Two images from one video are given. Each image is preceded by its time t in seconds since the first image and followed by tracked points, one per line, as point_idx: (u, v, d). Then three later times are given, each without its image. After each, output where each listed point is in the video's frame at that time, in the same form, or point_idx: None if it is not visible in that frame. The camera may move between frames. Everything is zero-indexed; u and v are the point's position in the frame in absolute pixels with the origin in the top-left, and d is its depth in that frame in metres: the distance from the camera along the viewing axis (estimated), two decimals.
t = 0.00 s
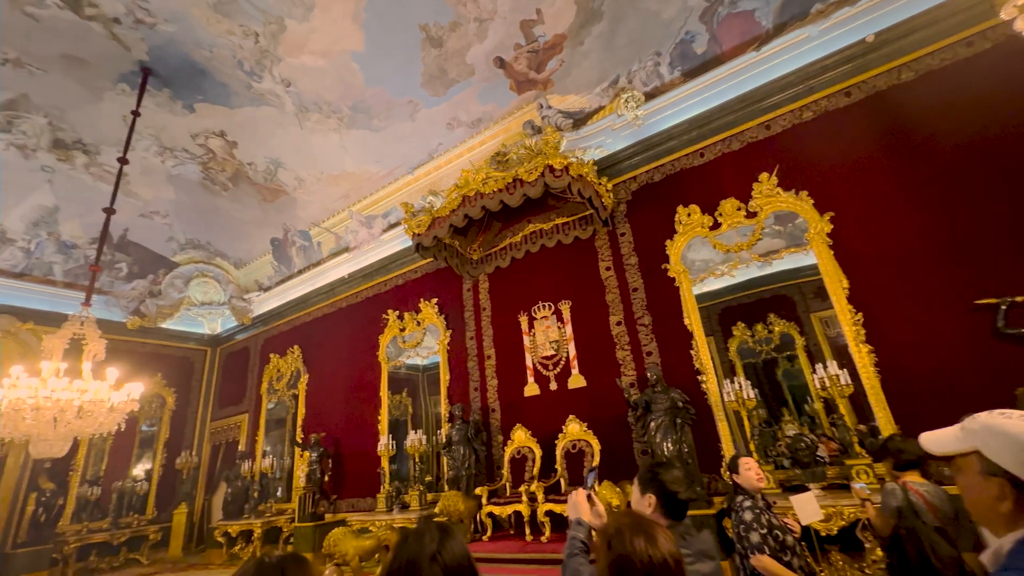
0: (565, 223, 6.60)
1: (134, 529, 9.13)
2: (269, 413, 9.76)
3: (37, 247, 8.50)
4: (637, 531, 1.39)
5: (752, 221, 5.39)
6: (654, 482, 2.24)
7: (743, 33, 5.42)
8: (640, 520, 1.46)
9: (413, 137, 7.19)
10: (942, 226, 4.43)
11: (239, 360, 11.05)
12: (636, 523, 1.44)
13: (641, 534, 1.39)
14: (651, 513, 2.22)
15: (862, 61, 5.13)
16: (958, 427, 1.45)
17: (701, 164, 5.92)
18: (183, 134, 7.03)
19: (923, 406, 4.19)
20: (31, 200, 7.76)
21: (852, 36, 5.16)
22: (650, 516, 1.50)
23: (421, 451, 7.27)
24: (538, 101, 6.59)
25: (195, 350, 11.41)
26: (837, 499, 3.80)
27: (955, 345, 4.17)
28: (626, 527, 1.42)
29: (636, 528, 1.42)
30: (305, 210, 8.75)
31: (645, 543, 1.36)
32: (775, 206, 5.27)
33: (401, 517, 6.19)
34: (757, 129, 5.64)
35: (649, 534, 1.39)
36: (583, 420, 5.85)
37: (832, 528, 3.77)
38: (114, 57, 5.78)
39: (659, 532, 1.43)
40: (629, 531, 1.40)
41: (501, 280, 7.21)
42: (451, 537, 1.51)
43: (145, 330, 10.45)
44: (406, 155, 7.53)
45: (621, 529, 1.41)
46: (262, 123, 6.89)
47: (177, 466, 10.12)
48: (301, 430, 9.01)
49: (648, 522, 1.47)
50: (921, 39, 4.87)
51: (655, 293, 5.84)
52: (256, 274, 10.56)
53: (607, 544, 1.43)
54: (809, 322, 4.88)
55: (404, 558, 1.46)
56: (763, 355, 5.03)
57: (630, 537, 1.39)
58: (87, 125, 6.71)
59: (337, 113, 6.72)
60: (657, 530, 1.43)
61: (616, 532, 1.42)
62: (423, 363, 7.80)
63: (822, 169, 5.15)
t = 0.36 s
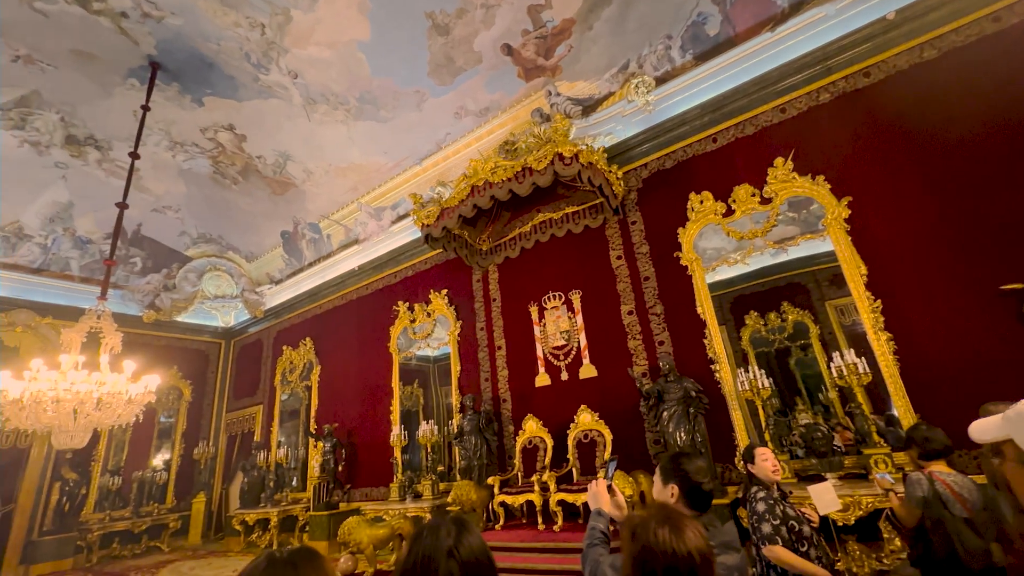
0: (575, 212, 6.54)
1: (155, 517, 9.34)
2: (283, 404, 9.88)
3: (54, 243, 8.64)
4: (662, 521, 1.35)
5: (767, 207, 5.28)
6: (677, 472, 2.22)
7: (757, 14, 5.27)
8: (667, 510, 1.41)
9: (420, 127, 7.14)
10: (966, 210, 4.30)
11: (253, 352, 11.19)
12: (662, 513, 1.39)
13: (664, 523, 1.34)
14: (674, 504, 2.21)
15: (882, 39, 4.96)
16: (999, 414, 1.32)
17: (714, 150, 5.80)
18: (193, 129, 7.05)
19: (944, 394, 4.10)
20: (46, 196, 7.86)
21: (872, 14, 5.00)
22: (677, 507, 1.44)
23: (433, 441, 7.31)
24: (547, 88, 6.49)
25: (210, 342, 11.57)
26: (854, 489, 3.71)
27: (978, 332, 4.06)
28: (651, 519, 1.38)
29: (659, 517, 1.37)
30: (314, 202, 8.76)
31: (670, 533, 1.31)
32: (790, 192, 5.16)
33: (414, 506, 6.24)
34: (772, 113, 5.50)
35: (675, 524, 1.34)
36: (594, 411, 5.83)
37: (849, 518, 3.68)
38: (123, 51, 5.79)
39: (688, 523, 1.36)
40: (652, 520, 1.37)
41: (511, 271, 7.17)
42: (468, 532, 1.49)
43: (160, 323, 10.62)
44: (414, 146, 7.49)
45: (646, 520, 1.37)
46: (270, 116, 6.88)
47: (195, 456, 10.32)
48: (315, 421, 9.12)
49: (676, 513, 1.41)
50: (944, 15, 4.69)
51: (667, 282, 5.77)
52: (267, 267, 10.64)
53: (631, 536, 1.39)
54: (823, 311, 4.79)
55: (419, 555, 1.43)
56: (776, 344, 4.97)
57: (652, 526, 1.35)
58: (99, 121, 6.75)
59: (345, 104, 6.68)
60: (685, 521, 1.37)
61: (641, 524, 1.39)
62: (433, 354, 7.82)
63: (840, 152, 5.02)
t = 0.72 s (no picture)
0: (582, 201, 6.49)
1: (169, 507, 9.51)
2: (292, 396, 9.98)
3: (64, 237, 8.73)
4: (687, 516, 1.26)
5: (777, 194, 5.20)
6: (693, 465, 2.16)
7: None
8: (692, 505, 1.32)
9: (425, 117, 7.08)
10: (983, 195, 4.20)
11: (262, 344, 11.29)
12: (687, 508, 1.30)
13: (687, 519, 1.26)
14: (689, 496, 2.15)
15: (898, 20, 4.82)
16: None
17: (723, 137, 5.71)
18: (198, 122, 7.04)
19: (958, 383, 4.03)
20: (56, 191, 7.91)
21: None
22: (703, 501, 1.35)
23: (441, 431, 7.36)
24: (552, 76, 6.41)
25: (220, 335, 11.68)
26: (865, 478, 3.69)
27: (995, 320, 3.98)
28: (675, 513, 1.30)
29: (682, 511, 1.29)
30: (320, 195, 8.76)
31: (693, 530, 1.22)
32: (801, 179, 5.07)
33: (424, 496, 6.29)
34: (783, 98, 5.39)
35: (699, 520, 1.25)
36: (602, 401, 5.83)
37: (861, 507, 3.67)
38: (127, 44, 5.76)
39: (713, 519, 1.27)
40: (675, 515, 1.28)
41: (518, 262, 7.15)
42: (483, 528, 1.36)
43: (171, 317, 10.73)
44: (419, 136, 7.44)
45: (669, 515, 1.29)
46: (275, 108, 6.85)
47: (207, 447, 10.47)
48: (324, 412, 9.22)
49: (700, 508, 1.32)
50: None
51: (675, 271, 5.72)
52: (274, 260, 10.68)
53: (653, 532, 1.32)
54: (833, 299, 4.75)
55: (432, 554, 1.28)
56: (785, 334, 4.94)
57: (674, 521, 1.28)
58: (104, 115, 6.76)
59: (349, 95, 6.64)
60: (710, 517, 1.28)
61: (663, 518, 1.31)
62: (440, 345, 7.83)
63: (853, 138, 4.92)
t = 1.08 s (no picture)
0: (585, 188, 6.40)
1: (176, 496, 9.59)
2: (296, 386, 10.01)
3: (64, 229, 8.69)
4: (717, 503, 1.21)
5: (783, 180, 5.13)
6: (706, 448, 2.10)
7: None
8: (722, 492, 1.27)
9: (425, 105, 6.99)
10: (992, 179, 4.13)
11: (264, 335, 11.29)
12: (717, 495, 1.25)
13: (719, 505, 1.21)
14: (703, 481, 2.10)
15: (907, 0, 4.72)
16: None
17: (728, 122, 5.63)
18: (196, 111, 6.96)
19: (965, 369, 4.01)
20: (54, 182, 7.84)
21: None
22: (731, 488, 1.31)
23: (445, 420, 7.39)
24: (555, 60, 6.30)
25: (222, 326, 11.69)
26: (870, 464, 3.70)
27: (1004, 305, 3.94)
28: (705, 500, 1.25)
29: (713, 497, 1.24)
30: (320, 184, 8.69)
31: (727, 517, 1.18)
32: (807, 164, 5.00)
33: (428, 484, 6.32)
34: (790, 81, 5.30)
35: (731, 506, 1.21)
36: (605, 389, 5.82)
37: (866, 493, 3.67)
38: (121, 31, 5.66)
39: (743, 506, 1.23)
40: (704, 501, 1.24)
41: (520, 250, 7.10)
42: (503, 516, 1.32)
43: (173, 308, 10.72)
44: (419, 124, 7.36)
45: (700, 501, 1.24)
46: (273, 96, 6.76)
47: (211, 437, 10.53)
48: (327, 402, 9.25)
49: (729, 495, 1.27)
50: None
51: (679, 259, 5.67)
52: (275, 250, 10.64)
53: (683, 518, 1.27)
54: (836, 286, 4.74)
55: (452, 544, 1.25)
56: (787, 322, 4.95)
57: (703, 507, 1.23)
58: (101, 104, 6.67)
59: (348, 82, 6.55)
60: (742, 504, 1.24)
61: (694, 504, 1.26)
62: (443, 335, 7.83)
63: (860, 122, 4.84)
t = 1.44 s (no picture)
0: (590, 179, 6.35)
1: (182, 489, 9.65)
2: (300, 379, 10.02)
3: (66, 224, 8.67)
4: (783, 499, 1.03)
5: (794, 168, 5.06)
6: (737, 442, 1.78)
7: None
8: (787, 487, 1.09)
9: (428, 95, 6.91)
10: (1009, 165, 4.05)
11: (268, 329, 11.28)
12: (781, 490, 1.06)
13: (786, 503, 1.02)
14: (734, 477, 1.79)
15: None
16: None
17: (736, 111, 5.54)
18: (197, 104, 6.89)
19: (980, 359, 3.96)
20: (55, 177, 7.80)
21: None
22: (794, 484, 1.12)
23: (450, 413, 7.39)
24: (559, 49, 6.19)
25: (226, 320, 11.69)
26: (884, 455, 3.68)
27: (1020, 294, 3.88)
28: (768, 495, 1.06)
29: (777, 493, 1.05)
30: (322, 177, 8.62)
31: (796, 515, 0.99)
32: (818, 152, 4.92)
33: (434, 477, 6.33)
34: (800, 68, 5.21)
35: (799, 502, 1.02)
36: (613, 381, 5.79)
37: (879, 484, 3.65)
38: (120, 23, 5.58)
39: (810, 500, 1.05)
40: (766, 496, 1.05)
41: (525, 243, 7.04)
42: (557, 513, 1.16)
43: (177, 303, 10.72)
44: (422, 115, 7.27)
45: (763, 497, 1.05)
46: (274, 88, 6.69)
47: (217, 431, 10.57)
48: (332, 395, 9.26)
49: (793, 490, 1.09)
50: None
51: (687, 249, 5.61)
52: (278, 244, 10.60)
53: (741, 515, 1.08)
54: (842, 277, 4.70)
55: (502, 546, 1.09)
56: (792, 313, 4.90)
57: (766, 504, 1.04)
58: (101, 97, 6.60)
59: (349, 74, 6.47)
60: (812, 501, 1.05)
61: (754, 499, 1.07)
62: (447, 328, 7.79)
63: (873, 109, 4.75)
